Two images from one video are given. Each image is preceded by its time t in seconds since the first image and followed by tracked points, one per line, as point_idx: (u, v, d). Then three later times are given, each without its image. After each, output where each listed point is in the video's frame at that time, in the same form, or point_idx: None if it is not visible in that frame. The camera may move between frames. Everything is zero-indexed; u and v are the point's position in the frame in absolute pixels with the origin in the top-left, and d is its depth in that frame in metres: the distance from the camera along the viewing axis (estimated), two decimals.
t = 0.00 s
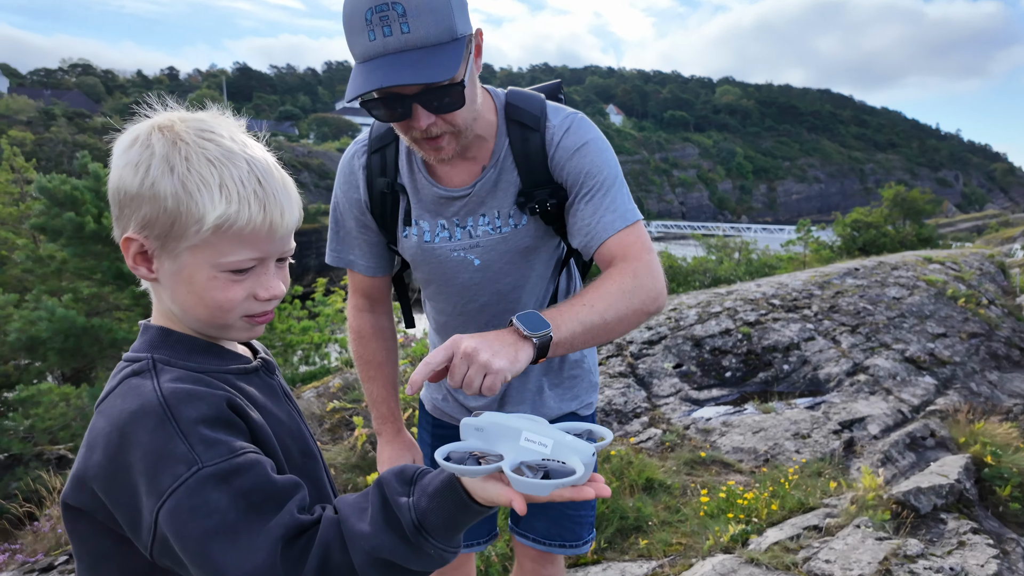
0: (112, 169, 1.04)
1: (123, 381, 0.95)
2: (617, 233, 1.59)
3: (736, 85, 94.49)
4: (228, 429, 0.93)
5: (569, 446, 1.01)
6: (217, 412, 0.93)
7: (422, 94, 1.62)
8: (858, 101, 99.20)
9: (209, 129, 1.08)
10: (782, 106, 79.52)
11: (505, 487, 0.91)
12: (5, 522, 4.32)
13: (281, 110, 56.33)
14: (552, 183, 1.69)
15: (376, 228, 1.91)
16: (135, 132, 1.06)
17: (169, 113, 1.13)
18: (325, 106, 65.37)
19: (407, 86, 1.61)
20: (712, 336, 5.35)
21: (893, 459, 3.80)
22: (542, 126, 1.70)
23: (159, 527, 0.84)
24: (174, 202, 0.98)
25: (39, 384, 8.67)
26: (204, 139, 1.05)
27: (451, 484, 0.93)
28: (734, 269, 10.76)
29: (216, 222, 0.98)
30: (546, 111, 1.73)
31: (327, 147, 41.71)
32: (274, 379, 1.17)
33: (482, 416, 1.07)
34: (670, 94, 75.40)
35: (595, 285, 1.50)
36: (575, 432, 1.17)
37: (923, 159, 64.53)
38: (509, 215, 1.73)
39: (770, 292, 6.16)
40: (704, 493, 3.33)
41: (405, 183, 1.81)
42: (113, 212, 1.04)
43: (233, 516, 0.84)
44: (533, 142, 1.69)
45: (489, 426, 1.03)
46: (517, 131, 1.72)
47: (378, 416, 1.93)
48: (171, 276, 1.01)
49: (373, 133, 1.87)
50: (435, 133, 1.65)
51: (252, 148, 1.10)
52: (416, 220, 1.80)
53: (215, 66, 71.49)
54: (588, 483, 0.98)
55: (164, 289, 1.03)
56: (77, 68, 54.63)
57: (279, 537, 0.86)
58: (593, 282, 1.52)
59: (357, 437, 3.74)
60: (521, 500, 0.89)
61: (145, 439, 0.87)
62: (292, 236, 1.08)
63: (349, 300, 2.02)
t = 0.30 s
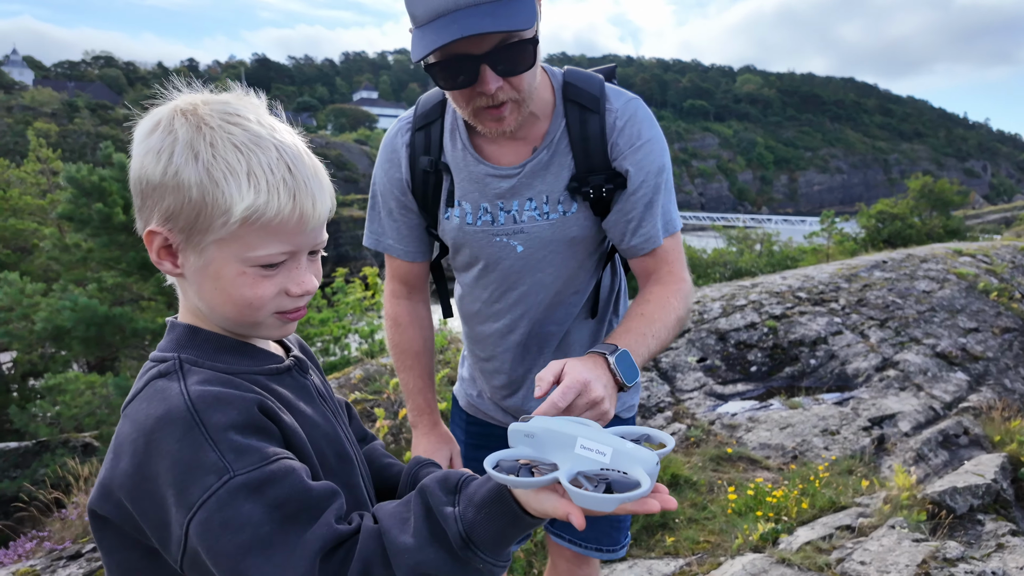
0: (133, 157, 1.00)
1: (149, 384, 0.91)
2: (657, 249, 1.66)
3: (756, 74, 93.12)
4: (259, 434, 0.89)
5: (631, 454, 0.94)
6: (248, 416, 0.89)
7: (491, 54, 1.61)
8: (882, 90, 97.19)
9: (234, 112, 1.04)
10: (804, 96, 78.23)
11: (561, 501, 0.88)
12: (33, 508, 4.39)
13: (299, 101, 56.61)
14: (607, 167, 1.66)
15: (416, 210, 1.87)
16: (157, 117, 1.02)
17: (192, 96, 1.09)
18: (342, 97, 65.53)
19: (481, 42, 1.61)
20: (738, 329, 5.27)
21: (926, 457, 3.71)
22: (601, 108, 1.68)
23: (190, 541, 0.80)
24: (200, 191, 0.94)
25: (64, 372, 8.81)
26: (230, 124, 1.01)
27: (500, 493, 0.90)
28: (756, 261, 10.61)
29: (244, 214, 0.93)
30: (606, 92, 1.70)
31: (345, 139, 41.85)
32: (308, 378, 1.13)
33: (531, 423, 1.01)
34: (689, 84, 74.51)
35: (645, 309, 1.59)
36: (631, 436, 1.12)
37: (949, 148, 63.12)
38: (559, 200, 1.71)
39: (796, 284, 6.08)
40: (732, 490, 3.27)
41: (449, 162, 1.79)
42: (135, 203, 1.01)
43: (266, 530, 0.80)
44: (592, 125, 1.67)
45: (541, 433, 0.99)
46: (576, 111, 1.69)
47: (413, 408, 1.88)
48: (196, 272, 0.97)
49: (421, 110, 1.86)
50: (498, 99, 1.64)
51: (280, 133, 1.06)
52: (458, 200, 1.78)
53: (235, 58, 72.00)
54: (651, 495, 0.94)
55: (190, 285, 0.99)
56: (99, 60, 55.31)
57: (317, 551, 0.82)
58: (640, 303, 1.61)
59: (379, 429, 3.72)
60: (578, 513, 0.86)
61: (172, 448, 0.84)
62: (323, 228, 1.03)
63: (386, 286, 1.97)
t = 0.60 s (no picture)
0: (154, 135, 1.00)
1: (169, 364, 0.92)
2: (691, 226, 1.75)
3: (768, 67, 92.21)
4: (279, 416, 0.89)
5: (652, 435, 0.92)
6: (267, 397, 0.88)
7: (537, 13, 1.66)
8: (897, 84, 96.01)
9: (256, 90, 1.04)
10: (817, 90, 77.48)
11: (581, 481, 0.87)
12: (51, 497, 4.45)
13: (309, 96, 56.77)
14: (651, 137, 1.69)
15: (445, 186, 1.86)
16: (179, 95, 1.02)
17: (212, 74, 1.09)
18: (353, 92, 65.67)
19: None
20: (751, 323, 5.24)
21: (942, 452, 3.67)
22: (644, 78, 1.72)
23: (209, 520, 0.80)
24: (220, 170, 0.94)
25: (80, 364, 8.93)
26: (251, 102, 1.01)
27: (522, 476, 0.89)
28: (768, 256, 10.54)
29: (265, 193, 0.93)
30: (647, 63, 1.75)
31: (355, 134, 41.97)
32: (329, 361, 1.12)
33: (551, 404, 1.00)
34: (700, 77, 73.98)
35: (692, 317, 1.77)
36: (654, 419, 1.14)
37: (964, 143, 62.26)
38: (599, 172, 1.72)
39: (810, 279, 6.05)
40: (745, 484, 3.26)
41: (484, 134, 1.79)
42: (156, 181, 1.01)
43: (286, 510, 0.80)
44: (635, 93, 1.71)
45: (560, 415, 0.97)
46: (618, 81, 1.73)
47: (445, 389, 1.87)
48: (217, 252, 0.97)
49: (455, 83, 1.87)
50: (541, 59, 1.68)
51: (303, 111, 1.05)
52: (496, 172, 1.78)
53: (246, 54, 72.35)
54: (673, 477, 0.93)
55: (210, 265, 0.99)
56: (112, 56, 55.71)
57: (335, 535, 0.82)
58: (686, 309, 1.78)
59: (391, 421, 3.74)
60: (599, 495, 0.84)
61: (192, 428, 0.84)
62: (344, 209, 1.03)
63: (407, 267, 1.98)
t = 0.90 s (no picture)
0: (157, 130, 1.01)
1: (169, 356, 0.93)
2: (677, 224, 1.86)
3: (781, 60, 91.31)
4: (277, 408, 0.90)
5: (640, 427, 0.95)
6: (264, 391, 0.90)
7: None
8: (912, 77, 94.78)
9: (259, 87, 1.04)
10: (830, 83, 76.67)
11: (571, 471, 0.88)
12: (66, 486, 4.53)
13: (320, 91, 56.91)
14: (653, 130, 1.74)
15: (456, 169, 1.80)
16: (182, 90, 1.02)
17: (217, 69, 1.09)
18: (363, 86, 65.78)
19: None
20: (760, 318, 5.22)
21: (951, 449, 3.64)
22: (649, 73, 1.76)
23: (209, 511, 0.81)
24: (224, 166, 0.95)
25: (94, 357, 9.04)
26: (254, 99, 1.02)
27: (514, 466, 0.90)
28: (779, 251, 10.47)
29: (268, 189, 0.94)
30: (651, 59, 1.79)
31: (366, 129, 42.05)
32: (326, 353, 1.13)
33: (541, 397, 1.00)
34: (711, 71, 73.39)
35: (677, 321, 1.91)
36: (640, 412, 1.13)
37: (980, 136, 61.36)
38: (602, 163, 1.76)
39: (820, 274, 6.02)
40: (752, 479, 3.26)
41: (497, 121, 1.78)
42: (159, 176, 1.01)
43: (284, 501, 0.81)
44: (640, 87, 1.75)
45: (552, 408, 0.98)
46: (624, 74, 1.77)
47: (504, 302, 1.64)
48: (218, 246, 0.97)
49: (466, 68, 1.84)
50: (551, 44, 1.70)
51: (306, 109, 1.06)
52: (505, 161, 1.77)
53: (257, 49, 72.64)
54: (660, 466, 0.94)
55: (211, 259, 1.00)
56: (125, 51, 56.12)
57: (333, 525, 0.83)
58: (670, 313, 1.92)
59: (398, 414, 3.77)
60: (589, 484, 0.86)
61: (191, 420, 0.84)
62: (345, 206, 1.04)
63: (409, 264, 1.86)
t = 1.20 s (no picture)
0: (146, 130, 1.02)
1: (159, 350, 0.94)
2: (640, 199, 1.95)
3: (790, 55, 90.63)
4: (264, 401, 0.92)
5: (619, 411, 0.98)
6: (251, 384, 0.91)
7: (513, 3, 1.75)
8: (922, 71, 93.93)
9: (246, 86, 1.06)
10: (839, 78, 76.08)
11: (554, 453, 0.90)
12: (75, 479, 4.59)
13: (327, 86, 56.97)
14: (616, 120, 1.88)
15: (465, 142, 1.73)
16: (169, 90, 1.04)
17: (204, 69, 1.10)
18: (370, 81, 65.77)
19: None
20: (764, 314, 5.20)
21: (954, 445, 3.63)
22: (602, 69, 1.91)
23: (196, 500, 0.83)
24: (213, 165, 0.96)
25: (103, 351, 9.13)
26: (241, 99, 1.03)
27: (500, 452, 0.91)
28: (785, 247, 10.44)
29: (257, 187, 0.95)
30: (601, 58, 1.95)
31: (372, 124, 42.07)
32: (317, 345, 1.14)
33: (527, 385, 1.01)
34: (719, 65, 72.97)
35: (644, 291, 1.95)
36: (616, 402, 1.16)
37: (991, 131, 60.75)
38: (576, 154, 1.87)
39: (826, 270, 6.00)
40: (753, 475, 3.26)
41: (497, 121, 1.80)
42: (149, 175, 1.03)
43: (269, 490, 0.83)
44: (598, 82, 1.89)
45: (537, 396, 0.98)
46: (582, 73, 1.91)
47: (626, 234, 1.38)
48: (209, 243, 0.99)
49: (441, 77, 1.79)
50: (520, 45, 1.77)
51: (293, 108, 1.07)
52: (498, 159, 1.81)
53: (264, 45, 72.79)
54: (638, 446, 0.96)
55: (204, 257, 1.01)
56: (133, 47, 56.35)
57: (317, 515, 0.84)
58: (637, 284, 1.97)
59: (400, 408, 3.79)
60: (573, 463, 0.88)
61: (178, 413, 0.86)
62: (333, 201, 1.05)
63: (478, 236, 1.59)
